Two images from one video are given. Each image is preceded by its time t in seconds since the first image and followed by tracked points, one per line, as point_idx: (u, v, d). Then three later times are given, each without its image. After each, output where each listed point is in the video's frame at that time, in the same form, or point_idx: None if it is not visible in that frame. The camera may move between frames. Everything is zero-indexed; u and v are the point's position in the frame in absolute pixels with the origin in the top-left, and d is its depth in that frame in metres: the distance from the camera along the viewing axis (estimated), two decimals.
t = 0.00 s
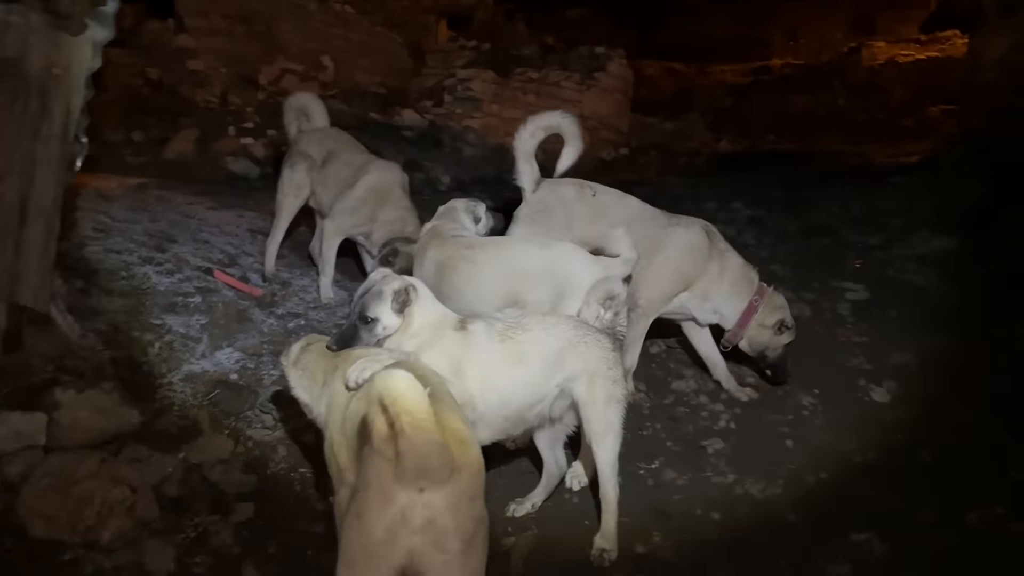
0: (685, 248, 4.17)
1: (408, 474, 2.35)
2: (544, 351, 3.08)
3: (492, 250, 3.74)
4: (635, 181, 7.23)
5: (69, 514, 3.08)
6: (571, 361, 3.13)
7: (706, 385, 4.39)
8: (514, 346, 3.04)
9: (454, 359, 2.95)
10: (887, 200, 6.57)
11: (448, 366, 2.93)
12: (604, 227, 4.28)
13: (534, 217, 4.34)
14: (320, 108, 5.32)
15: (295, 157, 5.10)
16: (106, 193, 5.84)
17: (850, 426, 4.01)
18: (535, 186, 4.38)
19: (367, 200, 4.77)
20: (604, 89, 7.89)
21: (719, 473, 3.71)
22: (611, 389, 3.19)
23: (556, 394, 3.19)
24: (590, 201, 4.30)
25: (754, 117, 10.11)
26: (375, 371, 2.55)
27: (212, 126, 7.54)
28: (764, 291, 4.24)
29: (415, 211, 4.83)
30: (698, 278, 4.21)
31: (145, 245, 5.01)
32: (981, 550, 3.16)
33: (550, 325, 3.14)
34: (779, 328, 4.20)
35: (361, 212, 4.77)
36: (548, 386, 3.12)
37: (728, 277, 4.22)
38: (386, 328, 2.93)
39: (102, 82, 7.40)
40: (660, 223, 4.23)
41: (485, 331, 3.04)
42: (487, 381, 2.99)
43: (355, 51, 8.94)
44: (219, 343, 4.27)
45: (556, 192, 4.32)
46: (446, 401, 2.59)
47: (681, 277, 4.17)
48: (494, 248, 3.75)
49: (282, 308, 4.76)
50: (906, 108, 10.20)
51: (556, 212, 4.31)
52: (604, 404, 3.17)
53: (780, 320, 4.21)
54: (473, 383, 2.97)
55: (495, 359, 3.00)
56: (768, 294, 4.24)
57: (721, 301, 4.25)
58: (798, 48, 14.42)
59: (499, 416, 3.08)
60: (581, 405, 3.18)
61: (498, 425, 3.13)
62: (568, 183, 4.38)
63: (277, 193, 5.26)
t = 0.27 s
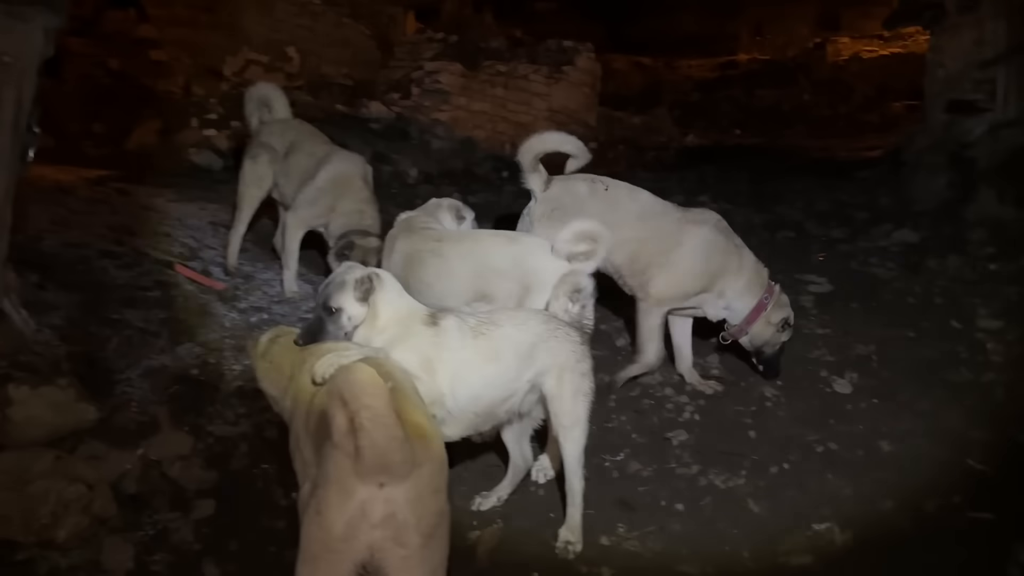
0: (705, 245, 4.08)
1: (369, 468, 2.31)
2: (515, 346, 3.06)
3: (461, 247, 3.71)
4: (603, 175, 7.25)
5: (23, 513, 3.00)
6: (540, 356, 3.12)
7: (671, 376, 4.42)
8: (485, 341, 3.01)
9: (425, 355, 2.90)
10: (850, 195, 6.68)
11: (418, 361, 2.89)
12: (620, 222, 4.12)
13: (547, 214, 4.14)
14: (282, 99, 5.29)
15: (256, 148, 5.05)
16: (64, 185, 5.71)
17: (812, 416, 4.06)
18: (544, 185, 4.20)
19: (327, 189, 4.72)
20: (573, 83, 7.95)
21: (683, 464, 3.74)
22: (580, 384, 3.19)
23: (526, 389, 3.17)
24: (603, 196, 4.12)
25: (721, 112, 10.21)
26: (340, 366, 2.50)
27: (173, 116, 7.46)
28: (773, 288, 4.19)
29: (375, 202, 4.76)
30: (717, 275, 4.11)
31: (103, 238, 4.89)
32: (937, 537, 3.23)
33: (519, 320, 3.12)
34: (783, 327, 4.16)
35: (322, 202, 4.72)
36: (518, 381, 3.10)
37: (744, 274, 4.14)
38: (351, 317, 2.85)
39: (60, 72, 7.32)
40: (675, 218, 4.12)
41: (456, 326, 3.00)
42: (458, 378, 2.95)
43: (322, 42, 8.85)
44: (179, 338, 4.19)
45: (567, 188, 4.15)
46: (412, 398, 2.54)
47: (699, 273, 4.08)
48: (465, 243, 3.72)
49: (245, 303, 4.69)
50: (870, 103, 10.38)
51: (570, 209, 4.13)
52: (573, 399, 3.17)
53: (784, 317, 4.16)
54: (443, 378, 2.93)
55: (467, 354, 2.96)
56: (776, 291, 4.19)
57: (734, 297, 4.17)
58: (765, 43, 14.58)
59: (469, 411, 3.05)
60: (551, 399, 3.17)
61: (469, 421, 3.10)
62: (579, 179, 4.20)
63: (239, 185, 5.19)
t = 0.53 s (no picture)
0: (733, 241, 4.18)
1: (341, 461, 2.27)
2: (498, 339, 3.05)
3: (441, 237, 3.71)
4: (580, 171, 7.27)
5: None
6: (522, 349, 3.10)
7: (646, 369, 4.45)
8: (468, 333, 3.00)
9: (410, 347, 2.90)
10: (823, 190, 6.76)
11: (402, 352, 2.88)
12: (640, 229, 4.16)
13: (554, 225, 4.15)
14: (256, 92, 5.26)
15: (228, 140, 5.02)
16: (32, 178, 5.57)
17: (786, 408, 4.10)
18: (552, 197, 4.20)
19: (296, 183, 4.70)
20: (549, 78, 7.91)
21: (659, 455, 3.76)
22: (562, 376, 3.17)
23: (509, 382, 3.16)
24: (610, 204, 4.15)
25: (697, 108, 10.27)
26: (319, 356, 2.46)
27: (148, 110, 7.25)
28: (796, 278, 4.31)
29: (345, 196, 4.76)
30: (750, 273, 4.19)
31: (73, 232, 4.80)
32: (907, 524, 3.28)
33: (501, 313, 3.11)
34: (812, 312, 4.28)
35: (292, 196, 4.72)
36: (500, 374, 3.09)
37: (773, 266, 4.26)
38: (362, 288, 2.84)
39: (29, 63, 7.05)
40: (695, 218, 4.18)
41: (439, 317, 2.99)
42: (442, 370, 2.95)
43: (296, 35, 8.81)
44: (151, 333, 4.13)
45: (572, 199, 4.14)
46: (390, 390, 2.50)
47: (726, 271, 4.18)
48: (446, 234, 3.72)
49: (218, 297, 4.64)
50: (843, 100, 10.51)
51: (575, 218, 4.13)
52: (555, 392, 3.16)
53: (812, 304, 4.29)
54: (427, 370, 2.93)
55: (452, 346, 2.97)
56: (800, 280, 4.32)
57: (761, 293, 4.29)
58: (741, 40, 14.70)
59: (452, 403, 3.04)
60: (532, 392, 3.16)
61: (452, 413, 3.09)
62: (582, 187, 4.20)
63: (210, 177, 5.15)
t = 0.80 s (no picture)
0: (764, 229, 4.23)
1: (317, 459, 2.24)
2: (472, 334, 3.03)
3: (413, 232, 3.69)
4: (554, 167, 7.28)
5: None
6: (497, 344, 3.09)
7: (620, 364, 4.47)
8: (443, 330, 2.99)
9: (385, 345, 2.86)
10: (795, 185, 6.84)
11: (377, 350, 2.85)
12: (664, 227, 4.20)
13: (574, 224, 4.19)
14: (226, 86, 5.18)
15: (196, 135, 4.94)
16: None
17: (757, 401, 4.15)
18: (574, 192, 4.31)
19: (268, 178, 4.63)
20: (522, 74, 8.04)
21: (632, 450, 3.78)
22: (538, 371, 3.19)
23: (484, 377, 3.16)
24: (632, 202, 4.18)
25: (670, 104, 10.34)
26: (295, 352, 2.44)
27: (116, 104, 7.12)
28: (831, 257, 4.37)
29: (319, 190, 4.73)
30: (781, 260, 4.27)
31: (38, 227, 4.69)
32: (875, 514, 3.34)
33: (476, 308, 3.09)
34: (854, 289, 4.34)
35: (264, 191, 4.64)
36: (475, 369, 3.07)
37: (804, 252, 4.32)
38: (325, 300, 2.81)
39: None
40: (719, 214, 4.23)
41: (413, 314, 2.98)
42: (416, 367, 2.93)
43: (267, 28, 8.71)
44: (119, 330, 4.06)
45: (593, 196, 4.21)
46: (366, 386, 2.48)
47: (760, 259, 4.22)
48: (417, 230, 3.69)
49: (188, 293, 4.57)
50: (813, 97, 10.65)
51: (597, 217, 4.18)
52: (532, 386, 3.17)
53: (852, 282, 4.34)
54: (401, 368, 2.90)
55: (425, 343, 2.94)
56: (835, 259, 4.38)
57: (798, 277, 4.35)
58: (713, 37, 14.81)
59: (428, 400, 3.02)
60: (507, 387, 3.16)
61: (428, 409, 3.07)
62: (604, 187, 4.25)
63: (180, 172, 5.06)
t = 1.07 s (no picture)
0: (776, 231, 4.25)
1: (281, 454, 2.24)
2: (437, 330, 3.05)
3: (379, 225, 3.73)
4: (521, 163, 7.30)
5: None
6: (464, 339, 3.11)
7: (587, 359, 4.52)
8: (408, 325, 3.00)
9: (351, 342, 2.88)
10: (756, 182, 6.98)
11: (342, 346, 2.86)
12: (683, 228, 4.22)
13: (595, 226, 4.21)
14: (186, 79, 5.11)
15: (158, 128, 4.87)
16: None
17: (719, 394, 4.23)
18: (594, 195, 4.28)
19: (229, 170, 4.61)
20: (489, 70, 8.05)
21: (598, 442, 3.83)
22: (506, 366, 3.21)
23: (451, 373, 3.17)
24: (656, 205, 4.21)
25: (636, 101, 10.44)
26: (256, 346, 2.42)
27: (75, 97, 6.96)
28: (846, 262, 4.36)
29: (281, 181, 4.69)
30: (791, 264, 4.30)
31: None
32: (833, 503, 3.43)
33: (442, 304, 3.11)
34: (868, 295, 4.31)
35: (224, 184, 4.62)
36: (441, 364, 3.09)
37: (816, 255, 4.33)
38: (295, 297, 2.82)
39: None
40: (735, 215, 4.26)
41: (379, 310, 2.99)
42: (382, 363, 2.93)
43: (231, 21, 8.56)
44: (80, 326, 3.99)
45: (615, 199, 4.24)
46: (332, 380, 2.46)
47: (771, 262, 4.24)
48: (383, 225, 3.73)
49: (151, 289, 4.51)
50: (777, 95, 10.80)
51: (620, 220, 4.20)
52: (499, 380, 3.19)
53: (867, 287, 4.33)
54: (367, 364, 2.90)
55: (391, 339, 2.95)
56: (850, 264, 4.37)
57: (811, 281, 4.35)
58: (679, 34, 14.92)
59: (393, 396, 3.03)
60: (474, 381, 3.17)
61: (394, 405, 3.08)
62: (626, 189, 4.27)
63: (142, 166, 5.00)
